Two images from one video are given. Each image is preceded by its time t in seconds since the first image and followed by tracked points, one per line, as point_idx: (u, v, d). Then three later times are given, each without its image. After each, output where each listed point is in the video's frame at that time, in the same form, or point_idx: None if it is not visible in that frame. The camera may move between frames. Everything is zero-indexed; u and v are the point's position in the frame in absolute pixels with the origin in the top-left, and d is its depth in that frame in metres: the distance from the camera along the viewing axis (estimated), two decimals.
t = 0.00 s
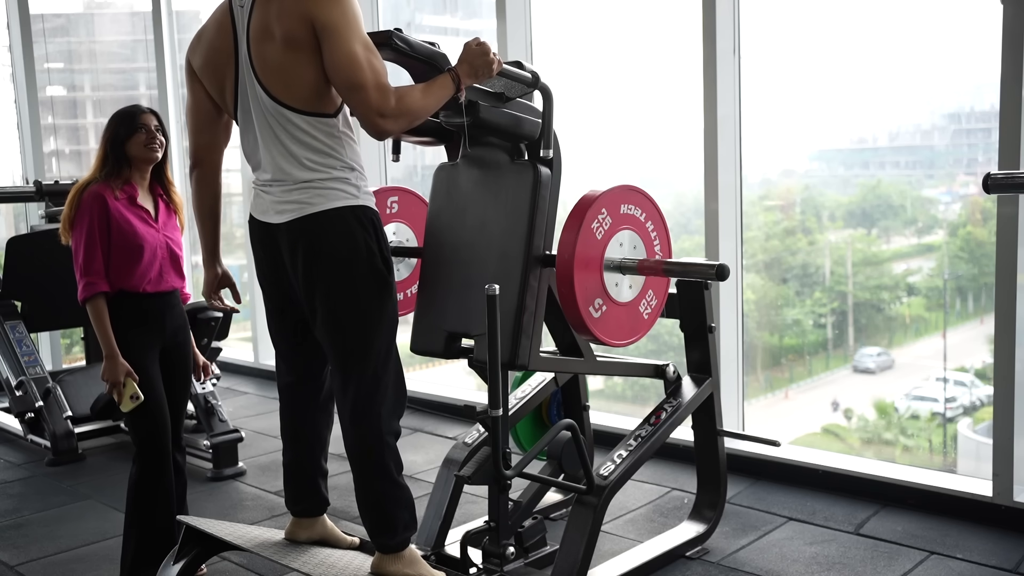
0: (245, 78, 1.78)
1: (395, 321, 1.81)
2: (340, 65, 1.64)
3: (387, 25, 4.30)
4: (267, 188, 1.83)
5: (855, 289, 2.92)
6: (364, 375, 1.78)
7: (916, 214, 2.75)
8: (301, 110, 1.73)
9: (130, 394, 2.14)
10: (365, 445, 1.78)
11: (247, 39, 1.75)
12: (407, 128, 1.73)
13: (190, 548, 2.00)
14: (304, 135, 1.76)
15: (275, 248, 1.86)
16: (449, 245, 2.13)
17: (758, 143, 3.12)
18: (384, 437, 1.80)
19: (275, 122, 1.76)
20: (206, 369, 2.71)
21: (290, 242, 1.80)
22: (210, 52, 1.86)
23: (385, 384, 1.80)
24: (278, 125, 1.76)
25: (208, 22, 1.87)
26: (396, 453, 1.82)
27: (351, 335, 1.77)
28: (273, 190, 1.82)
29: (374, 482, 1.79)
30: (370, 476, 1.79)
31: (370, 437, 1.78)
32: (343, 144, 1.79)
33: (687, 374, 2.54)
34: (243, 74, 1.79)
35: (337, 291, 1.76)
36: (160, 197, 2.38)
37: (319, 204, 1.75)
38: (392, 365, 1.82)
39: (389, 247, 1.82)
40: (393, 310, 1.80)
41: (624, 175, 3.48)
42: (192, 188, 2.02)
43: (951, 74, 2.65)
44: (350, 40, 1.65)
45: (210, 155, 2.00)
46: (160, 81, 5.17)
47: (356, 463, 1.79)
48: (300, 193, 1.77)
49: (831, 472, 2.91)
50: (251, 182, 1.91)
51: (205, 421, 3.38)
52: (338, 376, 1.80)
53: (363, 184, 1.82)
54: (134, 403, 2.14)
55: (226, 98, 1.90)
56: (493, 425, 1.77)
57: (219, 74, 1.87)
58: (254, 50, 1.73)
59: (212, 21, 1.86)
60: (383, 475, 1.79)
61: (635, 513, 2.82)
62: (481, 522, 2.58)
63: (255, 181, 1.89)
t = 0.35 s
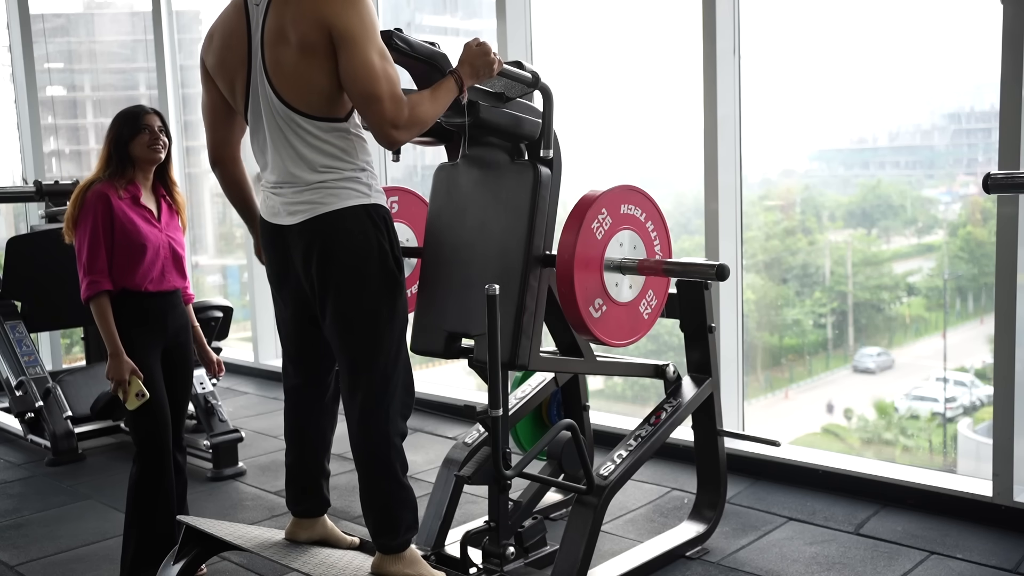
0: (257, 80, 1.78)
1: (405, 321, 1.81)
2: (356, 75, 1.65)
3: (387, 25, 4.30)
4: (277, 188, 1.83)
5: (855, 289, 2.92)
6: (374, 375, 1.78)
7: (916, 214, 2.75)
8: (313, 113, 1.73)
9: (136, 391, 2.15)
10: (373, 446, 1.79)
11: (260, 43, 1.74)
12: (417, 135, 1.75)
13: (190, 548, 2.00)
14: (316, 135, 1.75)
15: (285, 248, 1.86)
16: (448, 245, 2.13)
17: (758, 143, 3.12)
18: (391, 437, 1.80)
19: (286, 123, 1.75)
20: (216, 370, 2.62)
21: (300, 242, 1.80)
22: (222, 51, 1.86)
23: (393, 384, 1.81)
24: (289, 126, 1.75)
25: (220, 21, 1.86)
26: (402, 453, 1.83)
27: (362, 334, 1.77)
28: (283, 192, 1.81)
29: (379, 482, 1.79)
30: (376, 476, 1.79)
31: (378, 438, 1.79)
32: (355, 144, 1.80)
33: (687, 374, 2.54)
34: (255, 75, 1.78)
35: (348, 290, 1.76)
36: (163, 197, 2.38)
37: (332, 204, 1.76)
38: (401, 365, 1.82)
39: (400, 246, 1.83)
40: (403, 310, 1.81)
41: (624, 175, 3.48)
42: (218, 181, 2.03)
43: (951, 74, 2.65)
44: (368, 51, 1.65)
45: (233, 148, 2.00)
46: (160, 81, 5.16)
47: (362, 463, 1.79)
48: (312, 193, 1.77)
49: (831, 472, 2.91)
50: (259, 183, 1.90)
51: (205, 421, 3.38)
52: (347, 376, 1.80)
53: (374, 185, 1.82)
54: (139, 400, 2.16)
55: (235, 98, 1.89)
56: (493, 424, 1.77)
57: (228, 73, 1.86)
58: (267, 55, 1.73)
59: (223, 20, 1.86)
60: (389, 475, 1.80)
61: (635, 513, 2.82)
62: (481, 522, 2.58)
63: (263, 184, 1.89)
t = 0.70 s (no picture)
0: (264, 80, 1.77)
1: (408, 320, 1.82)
2: (376, 74, 1.65)
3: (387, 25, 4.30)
4: (281, 188, 1.83)
5: (855, 289, 2.92)
6: (377, 376, 1.78)
7: (916, 214, 2.75)
8: (320, 114, 1.73)
9: (134, 392, 2.14)
10: (374, 447, 1.79)
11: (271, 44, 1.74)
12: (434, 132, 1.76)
13: (190, 548, 2.00)
14: (319, 137, 1.75)
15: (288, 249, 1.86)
16: (448, 245, 2.13)
17: (758, 143, 3.12)
18: (393, 438, 1.80)
19: (291, 123, 1.75)
20: (215, 370, 2.61)
21: (304, 243, 1.80)
22: (230, 49, 1.86)
23: (396, 385, 1.81)
24: (292, 126, 1.75)
25: (229, 21, 1.86)
26: (404, 453, 1.83)
27: (366, 335, 1.77)
28: (287, 191, 1.81)
29: (381, 483, 1.79)
30: (378, 477, 1.79)
31: (380, 439, 1.79)
32: (360, 145, 1.79)
33: (688, 374, 2.54)
34: (263, 75, 1.78)
35: (352, 290, 1.76)
36: (166, 197, 2.38)
37: (336, 204, 1.76)
38: (403, 365, 1.83)
39: (403, 247, 1.84)
40: (406, 312, 1.81)
41: (624, 175, 3.48)
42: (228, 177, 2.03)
43: (951, 74, 2.65)
44: (389, 50, 1.66)
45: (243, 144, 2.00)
46: (160, 81, 5.16)
47: (364, 464, 1.79)
48: (316, 194, 1.77)
49: (831, 472, 2.91)
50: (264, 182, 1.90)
51: (205, 421, 3.38)
52: (349, 376, 1.80)
53: (378, 185, 1.82)
54: (137, 401, 2.15)
55: (241, 95, 1.89)
56: (493, 425, 1.77)
57: (236, 71, 1.86)
58: (278, 57, 1.72)
59: (232, 20, 1.85)
60: (390, 475, 1.79)
61: (635, 513, 2.82)
62: (481, 522, 2.58)
63: (267, 184, 1.89)
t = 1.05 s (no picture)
0: (268, 80, 1.77)
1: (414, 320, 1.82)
2: (378, 68, 1.65)
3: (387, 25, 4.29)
4: (287, 188, 1.83)
5: (855, 289, 2.92)
6: (382, 377, 1.78)
7: (916, 214, 2.75)
8: (325, 112, 1.73)
9: (136, 389, 2.14)
10: (378, 447, 1.79)
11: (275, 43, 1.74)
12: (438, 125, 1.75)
13: (190, 549, 2.00)
14: (326, 137, 1.75)
15: (294, 249, 1.85)
16: (450, 245, 2.13)
17: (758, 143, 3.12)
18: (397, 438, 1.81)
19: (298, 123, 1.75)
20: (217, 367, 2.63)
21: (311, 243, 1.79)
22: (232, 50, 1.85)
23: (400, 385, 1.81)
24: (299, 125, 1.75)
25: (229, 23, 1.86)
26: (407, 453, 1.83)
27: (372, 335, 1.77)
28: (294, 191, 1.81)
29: (384, 483, 1.79)
30: (382, 476, 1.79)
31: (384, 439, 1.79)
32: (366, 144, 1.79)
33: (688, 374, 2.54)
34: (266, 76, 1.78)
35: (359, 290, 1.76)
36: (168, 196, 2.38)
37: (344, 203, 1.76)
38: (408, 365, 1.83)
39: (409, 247, 1.84)
40: (411, 313, 1.81)
41: (624, 176, 3.48)
42: (220, 184, 2.01)
43: (951, 74, 2.65)
44: (392, 46, 1.67)
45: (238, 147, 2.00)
46: (160, 81, 5.16)
47: (367, 464, 1.79)
48: (323, 193, 1.77)
49: (831, 472, 2.91)
50: (268, 182, 1.90)
51: (205, 421, 3.38)
52: (355, 376, 1.80)
53: (385, 184, 1.83)
54: (140, 398, 2.15)
55: (244, 97, 1.89)
56: (493, 424, 1.77)
57: (238, 72, 1.86)
58: (282, 56, 1.72)
59: (233, 21, 1.85)
60: (394, 476, 1.80)
61: (635, 513, 2.82)
62: (481, 522, 2.58)
63: (272, 184, 1.89)
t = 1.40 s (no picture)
0: (265, 82, 1.77)
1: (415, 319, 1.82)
2: (369, 74, 1.65)
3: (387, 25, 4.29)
4: (286, 188, 1.83)
5: (855, 289, 2.92)
6: (383, 376, 1.78)
7: (917, 214, 2.75)
8: (322, 114, 1.73)
9: (110, 386, 2.20)
10: (379, 446, 1.79)
11: (269, 43, 1.74)
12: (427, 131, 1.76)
13: (190, 548, 2.00)
14: (325, 137, 1.76)
15: (294, 248, 1.85)
16: (450, 245, 2.13)
17: (758, 143, 3.12)
18: (398, 436, 1.81)
19: (298, 124, 1.75)
20: (219, 362, 2.62)
21: (312, 242, 1.79)
22: (228, 52, 1.85)
23: (400, 384, 1.81)
24: (298, 126, 1.75)
25: (226, 24, 1.86)
26: (408, 452, 1.83)
27: (373, 334, 1.77)
28: (294, 191, 1.81)
29: (385, 482, 1.79)
30: (382, 475, 1.79)
31: (385, 438, 1.79)
32: (365, 144, 1.80)
33: (688, 374, 2.54)
34: (264, 76, 1.77)
35: (360, 290, 1.76)
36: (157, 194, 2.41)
37: (344, 204, 1.76)
38: (408, 364, 1.83)
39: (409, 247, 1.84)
40: (411, 312, 1.81)
41: (624, 176, 3.48)
42: (220, 186, 2.02)
43: (951, 74, 2.65)
44: (382, 52, 1.66)
45: (235, 151, 2.00)
46: (160, 81, 5.16)
47: (367, 462, 1.79)
48: (323, 194, 1.77)
49: (831, 472, 2.91)
50: (267, 183, 1.90)
51: (205, 420, 3.37)
52: (355, 375, 1.80)
53: (384, 184, 1.83)
54: (114, 395, 2.20)
55: (242, 99, 1.89)
56: (493, 424, 1.77)
57: (235, 74, 1.86)
58: (279, 57, 1.72)
59: (231, 22, 1.85)
60: (394, 474, 1.80)
61: (635, 513, 2.82)
62: (481, 522, 2.58)
63: (271, 185, 1.89)
